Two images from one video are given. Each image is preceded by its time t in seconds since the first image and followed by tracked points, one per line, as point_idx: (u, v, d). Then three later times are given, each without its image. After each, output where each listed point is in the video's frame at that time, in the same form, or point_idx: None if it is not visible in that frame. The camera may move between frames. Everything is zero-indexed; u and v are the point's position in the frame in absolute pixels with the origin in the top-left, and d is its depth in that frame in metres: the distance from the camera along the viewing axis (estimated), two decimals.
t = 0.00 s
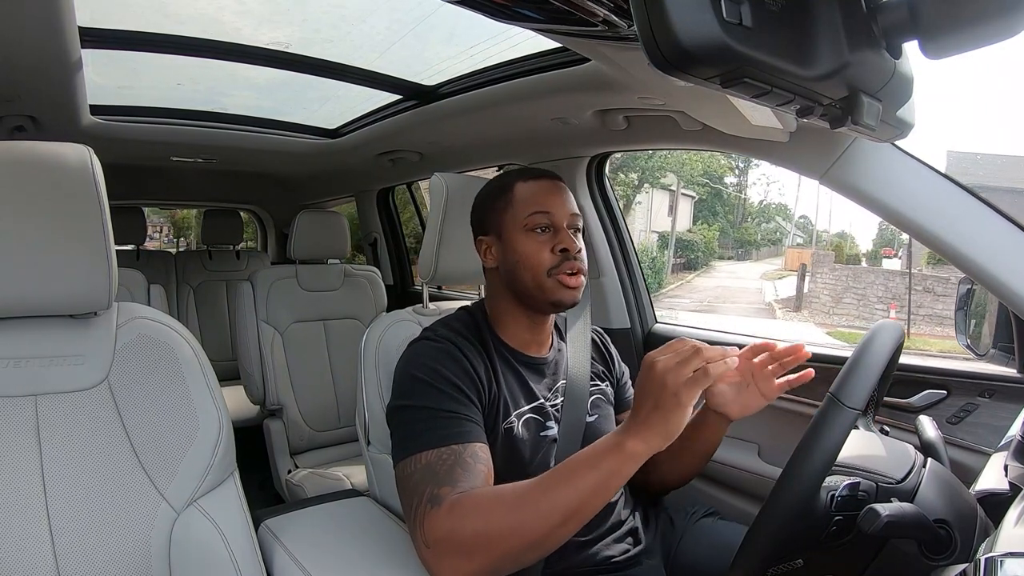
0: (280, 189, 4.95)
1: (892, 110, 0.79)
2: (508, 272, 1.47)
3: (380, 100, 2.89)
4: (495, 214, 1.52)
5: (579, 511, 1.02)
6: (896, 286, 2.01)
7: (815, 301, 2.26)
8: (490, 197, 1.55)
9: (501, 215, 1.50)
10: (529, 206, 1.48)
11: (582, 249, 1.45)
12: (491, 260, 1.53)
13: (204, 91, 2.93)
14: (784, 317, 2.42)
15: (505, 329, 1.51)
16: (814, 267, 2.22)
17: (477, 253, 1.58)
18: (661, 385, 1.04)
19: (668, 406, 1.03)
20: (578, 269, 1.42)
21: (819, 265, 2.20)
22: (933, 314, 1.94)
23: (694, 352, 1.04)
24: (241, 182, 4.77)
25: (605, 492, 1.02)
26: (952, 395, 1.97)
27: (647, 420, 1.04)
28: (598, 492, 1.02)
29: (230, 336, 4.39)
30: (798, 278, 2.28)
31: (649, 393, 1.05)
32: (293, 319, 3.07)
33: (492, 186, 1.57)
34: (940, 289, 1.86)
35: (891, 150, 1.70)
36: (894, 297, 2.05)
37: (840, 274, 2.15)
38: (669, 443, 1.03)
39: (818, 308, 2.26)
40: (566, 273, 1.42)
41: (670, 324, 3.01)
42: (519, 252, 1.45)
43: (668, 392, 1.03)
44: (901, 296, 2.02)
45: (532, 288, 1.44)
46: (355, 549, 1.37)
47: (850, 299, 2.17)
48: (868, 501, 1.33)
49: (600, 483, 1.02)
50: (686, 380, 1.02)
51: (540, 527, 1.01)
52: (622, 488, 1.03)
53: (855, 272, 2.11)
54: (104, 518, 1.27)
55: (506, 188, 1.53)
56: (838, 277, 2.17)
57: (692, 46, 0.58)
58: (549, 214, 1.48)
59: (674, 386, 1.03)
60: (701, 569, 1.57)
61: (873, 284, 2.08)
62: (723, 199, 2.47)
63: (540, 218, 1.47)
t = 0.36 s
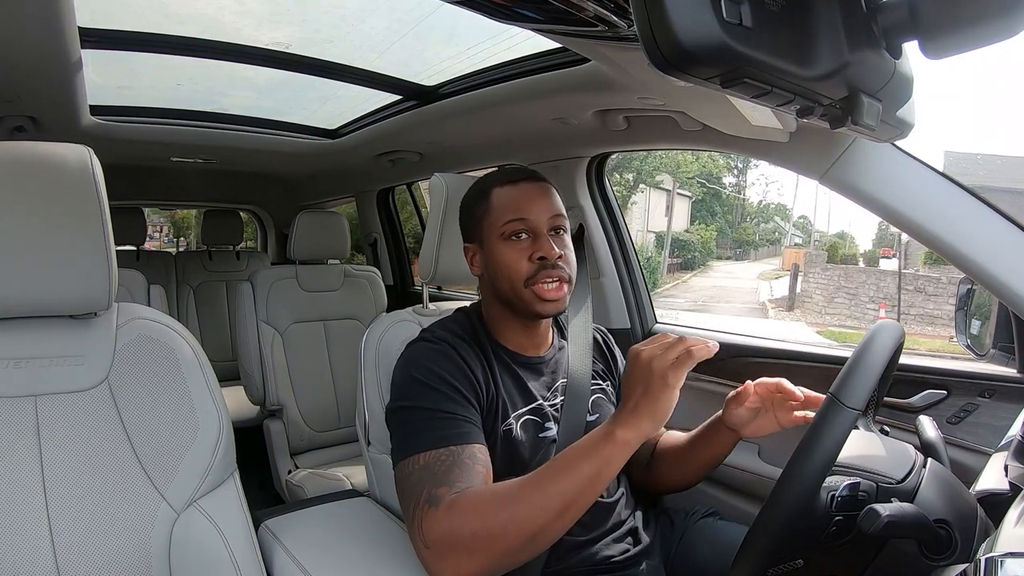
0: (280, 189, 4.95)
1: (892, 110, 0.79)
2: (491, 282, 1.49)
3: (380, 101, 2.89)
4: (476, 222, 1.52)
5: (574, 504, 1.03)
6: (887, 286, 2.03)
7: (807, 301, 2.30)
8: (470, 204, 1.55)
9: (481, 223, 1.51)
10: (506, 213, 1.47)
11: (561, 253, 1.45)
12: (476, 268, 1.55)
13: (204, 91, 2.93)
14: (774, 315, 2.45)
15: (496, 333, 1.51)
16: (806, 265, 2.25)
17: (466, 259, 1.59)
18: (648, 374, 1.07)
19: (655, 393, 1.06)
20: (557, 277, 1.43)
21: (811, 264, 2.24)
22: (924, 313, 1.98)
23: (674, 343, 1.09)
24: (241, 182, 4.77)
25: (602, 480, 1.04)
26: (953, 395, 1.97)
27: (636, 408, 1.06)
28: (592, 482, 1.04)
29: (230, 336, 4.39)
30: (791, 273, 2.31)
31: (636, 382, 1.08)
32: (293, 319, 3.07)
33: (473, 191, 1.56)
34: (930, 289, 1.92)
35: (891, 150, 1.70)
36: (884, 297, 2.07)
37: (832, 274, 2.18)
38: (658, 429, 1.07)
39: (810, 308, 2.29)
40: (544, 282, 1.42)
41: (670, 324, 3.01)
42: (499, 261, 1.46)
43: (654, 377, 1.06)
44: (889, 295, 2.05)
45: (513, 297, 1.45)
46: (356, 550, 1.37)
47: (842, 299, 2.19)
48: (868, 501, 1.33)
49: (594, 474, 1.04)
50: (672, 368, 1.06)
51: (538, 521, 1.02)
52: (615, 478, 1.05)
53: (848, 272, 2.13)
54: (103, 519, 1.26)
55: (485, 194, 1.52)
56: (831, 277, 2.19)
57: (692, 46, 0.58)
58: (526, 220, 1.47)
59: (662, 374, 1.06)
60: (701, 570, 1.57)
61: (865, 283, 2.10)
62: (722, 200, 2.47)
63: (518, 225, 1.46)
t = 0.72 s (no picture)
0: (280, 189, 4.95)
1: (892, 110, 0.79)
2: (486, 283, 1.49)
3: (380, 101, 2.89)
4: (468, 225, 1.52)
5: (575, 507, 1.03)
6: (880, 286, 2.06)
7: (802, 300, 2.32)
8: (462, 206, 1.55)
9: (473, 225, 1.51)
10: (498, 214, 1.48)
11: (555, 252, 1.45)
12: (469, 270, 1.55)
13: (204, 91, 2.93)
14: (769, 314, 2.48)
15: (492, 334, 1.51)
16: (801, 264, 2.28)
17: (459, 262, 1.59)
18: (656, 381, 1.05)
19: (663, 399, 1.05)
20: (552, 275, 1.43)
21: (805, 264, 2.26)
22: (916, 313, 2.00)
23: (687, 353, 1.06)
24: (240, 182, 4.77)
25: (603, 483, 1.04)
26: (952, 395, 1.97)
27: (641, 414, 1.05)
28: (594, 486, 1.03)
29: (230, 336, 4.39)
30: (786, 271, 2.34)
31: (643, 387, 1.07)
32: (293, 319, 3.07)
33: (463, 194, 1.57)
34: (923, 289, 1.94)
35: (891, 150, 1.70)
36: (876, 297, 2.09)
37: (826, 274, 2.20)
38: (664, 435, 1.05)
39: (805, 308, 2.32)
40: (540, 280, 1.43)
41: (670, 324, 3.01)
42: (493, 262, 1.47)
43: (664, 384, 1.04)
44: (880, 294, 2.07)
45: (508, 297, 1.45)
46: (356, 550, 1.37)
47: (835, 298, 2.21)
48: (869, 502, 1.33)
49: (595, 478, 1.03)
50: (683, 376, 1.04)
51: (539, 524, 1.02)
52: (617, 482, 1.05)
53: (842, 271, 2.16)
54: (103, 519, 1.26)
55: (476, 196, 1.53)
56: (824, 277, 2.22)
57: (692, 46, 0.58)
58: (519, 219, 1.47)
59: (673, 382, 1.04)
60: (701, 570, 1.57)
61: (859, 282, 2.13)
62: (722, 200, 2.47)
63: (511, 225, 1.46)
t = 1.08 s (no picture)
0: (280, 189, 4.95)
1: (892, 110, 0.79)
2: (500, 280, 1.49)
3: (380, 101, 2.89)
4: (483, 222, 1.52)
5: (579, 520, 1.01)
6: (874, 286, 2.07)
7: (798, 301, 2.29)
8: (476, 203, 1.55)
9: (488, 223, 1.50)
10: (516, 212, 1.48)
11: (572, 250, 1.46)
12: (482, 267, 1.54)
13: (204, 91, 2.93)
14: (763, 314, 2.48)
15: (503, 331, 1.51)
16: (795, 264, 2.26)
17: (470, 260, 1.58)
18: (684, 409, 1.04)
19: (688, 424, 1.03)
20: (569, 273, 1.43)
21: (799, 264, 2.25)
22: (910, 313, 2.00)
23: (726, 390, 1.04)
24: (240, 182, 4.77)
25: (610, 498, 1.02)
26: (952, 396, 1.96)
27: (661, 435, 1.03)
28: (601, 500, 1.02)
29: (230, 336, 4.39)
30: (779, 268, 2.33)
31: (669, 411, 1.05)
32: (293, 319, 3.07)
33: (476, 191, 1.56)
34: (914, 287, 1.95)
35: (891, 150, 1.70)
36: (870, 297, 2.10)
37: (821, 274, 2.19)
38: (684, 461, 1.03)
39: (801, 308, 2.29)
40: (557, 278, 1.43)
41: (669, 324, 3.01)
42: (509, 259, 1.46)
43: (696, 412, 1.03)
44: (873, 293, 2.08)
45: (524, 294, 1.45)
46: (355, 550, 1.37)
47: (830, 298, 2.20)
48: (869, 502, 1.33)
49: (603, 493, 1.02)
50: (714, 407, 1.03)
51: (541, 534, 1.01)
52: (626, 498, 1.03)
53: (836, 271, 2.15)
54: (103, 519, 1.26)
55: (492, 193, 1.52)
56: (819, 278, 2.20)
57: (692, 46, 0.58)
58: (536, 218, 1.47)
59: (705, 411, 1.02)
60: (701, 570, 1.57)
61: (853, 282, 2.12)
62: (720, 199, 2.47)
63: (529, 224, 1.47)
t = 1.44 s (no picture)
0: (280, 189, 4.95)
1: (892, 110, 0.79)
2: (485, 290, 1.49)
3: (380, 101, 2.89)
4: (462, 233, 1.52)
5: (572, 493, 1.04)
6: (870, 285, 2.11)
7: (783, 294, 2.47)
8: (453, 213, 1.55)
9: (467, 232, 1.51)
10: (491, 219, 1.48)
11: (550, 252, 1.45)
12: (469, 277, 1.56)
13: (204, 91, 2.93)
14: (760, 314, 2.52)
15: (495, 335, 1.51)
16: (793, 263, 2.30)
17: (457, 270, 1.60)
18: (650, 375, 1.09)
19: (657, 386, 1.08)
20: (548, 277, 1.43)
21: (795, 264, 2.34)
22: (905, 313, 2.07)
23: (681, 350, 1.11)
24: (241, 182, 4.77)
25: (593, 470, 1.05)
26: (952, 396, 1.96)
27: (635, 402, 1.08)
28: (589, 472, 1.05)
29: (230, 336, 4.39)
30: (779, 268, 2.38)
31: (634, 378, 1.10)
32: (293, 319, 3.07)
33: (452, 203, 1.56)
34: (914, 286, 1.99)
35: (891, 150, 1.70)
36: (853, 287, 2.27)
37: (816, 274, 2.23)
38: (656, 424, 1.09)
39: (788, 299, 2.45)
40: (537, 282, 1.43)
41: (669, 324, 3.01)
42: (490, 268, 1.47)
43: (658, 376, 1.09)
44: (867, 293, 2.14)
45: (507, 301, 1.45)
46: (356, 550, 1.37)
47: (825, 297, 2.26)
48: (868, 502, 1.33)
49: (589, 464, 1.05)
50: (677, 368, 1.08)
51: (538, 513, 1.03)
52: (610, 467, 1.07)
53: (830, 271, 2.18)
54: (103, 519, 1.26)
55: (466, 202, 1.52)
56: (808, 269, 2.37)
57: (692, 46, 0.58)
58: (512, 224, 1.47)
59: (668, 374, 1.08)
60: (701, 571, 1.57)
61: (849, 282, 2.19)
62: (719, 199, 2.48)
63: (504, 230, 1.46)
